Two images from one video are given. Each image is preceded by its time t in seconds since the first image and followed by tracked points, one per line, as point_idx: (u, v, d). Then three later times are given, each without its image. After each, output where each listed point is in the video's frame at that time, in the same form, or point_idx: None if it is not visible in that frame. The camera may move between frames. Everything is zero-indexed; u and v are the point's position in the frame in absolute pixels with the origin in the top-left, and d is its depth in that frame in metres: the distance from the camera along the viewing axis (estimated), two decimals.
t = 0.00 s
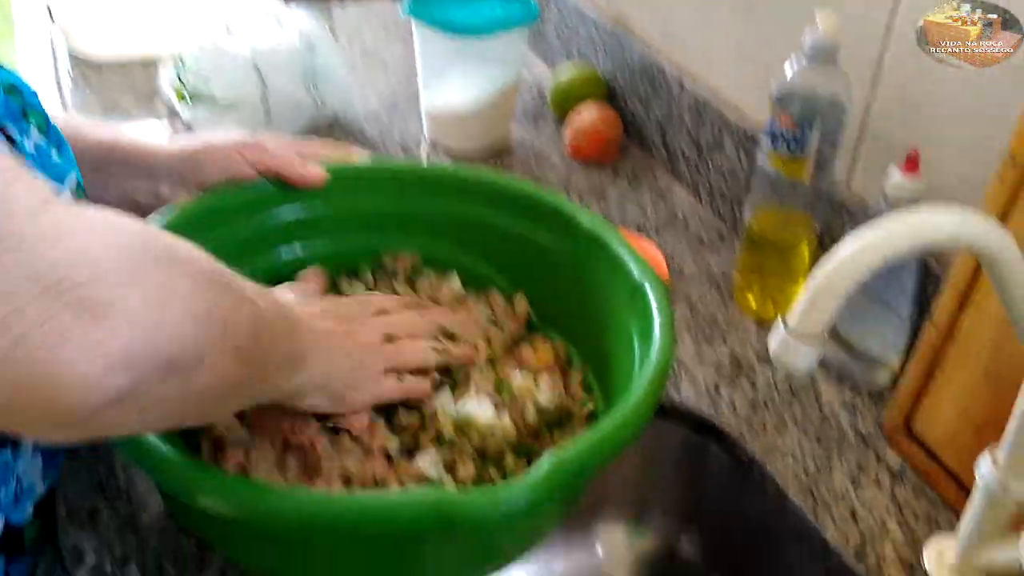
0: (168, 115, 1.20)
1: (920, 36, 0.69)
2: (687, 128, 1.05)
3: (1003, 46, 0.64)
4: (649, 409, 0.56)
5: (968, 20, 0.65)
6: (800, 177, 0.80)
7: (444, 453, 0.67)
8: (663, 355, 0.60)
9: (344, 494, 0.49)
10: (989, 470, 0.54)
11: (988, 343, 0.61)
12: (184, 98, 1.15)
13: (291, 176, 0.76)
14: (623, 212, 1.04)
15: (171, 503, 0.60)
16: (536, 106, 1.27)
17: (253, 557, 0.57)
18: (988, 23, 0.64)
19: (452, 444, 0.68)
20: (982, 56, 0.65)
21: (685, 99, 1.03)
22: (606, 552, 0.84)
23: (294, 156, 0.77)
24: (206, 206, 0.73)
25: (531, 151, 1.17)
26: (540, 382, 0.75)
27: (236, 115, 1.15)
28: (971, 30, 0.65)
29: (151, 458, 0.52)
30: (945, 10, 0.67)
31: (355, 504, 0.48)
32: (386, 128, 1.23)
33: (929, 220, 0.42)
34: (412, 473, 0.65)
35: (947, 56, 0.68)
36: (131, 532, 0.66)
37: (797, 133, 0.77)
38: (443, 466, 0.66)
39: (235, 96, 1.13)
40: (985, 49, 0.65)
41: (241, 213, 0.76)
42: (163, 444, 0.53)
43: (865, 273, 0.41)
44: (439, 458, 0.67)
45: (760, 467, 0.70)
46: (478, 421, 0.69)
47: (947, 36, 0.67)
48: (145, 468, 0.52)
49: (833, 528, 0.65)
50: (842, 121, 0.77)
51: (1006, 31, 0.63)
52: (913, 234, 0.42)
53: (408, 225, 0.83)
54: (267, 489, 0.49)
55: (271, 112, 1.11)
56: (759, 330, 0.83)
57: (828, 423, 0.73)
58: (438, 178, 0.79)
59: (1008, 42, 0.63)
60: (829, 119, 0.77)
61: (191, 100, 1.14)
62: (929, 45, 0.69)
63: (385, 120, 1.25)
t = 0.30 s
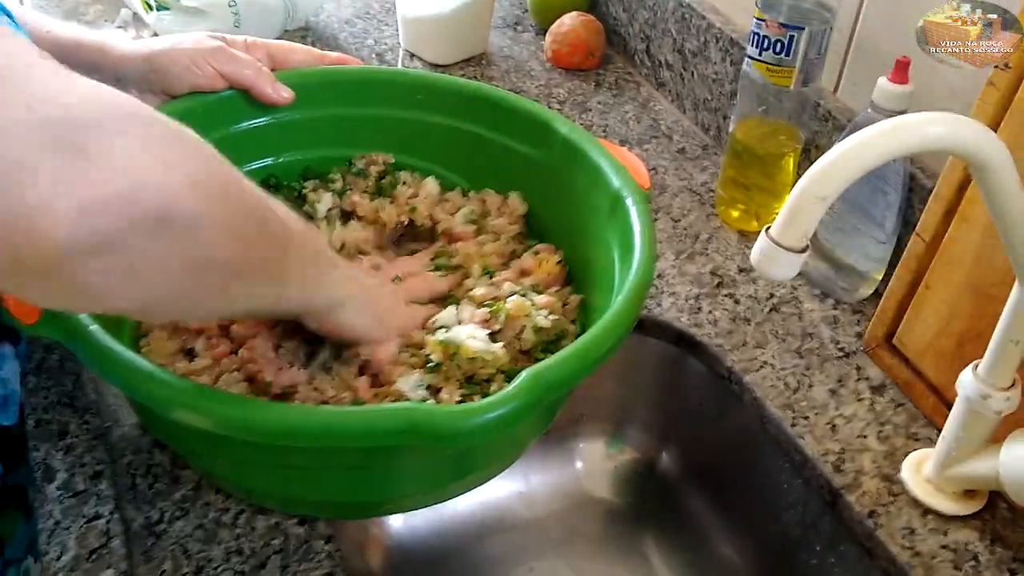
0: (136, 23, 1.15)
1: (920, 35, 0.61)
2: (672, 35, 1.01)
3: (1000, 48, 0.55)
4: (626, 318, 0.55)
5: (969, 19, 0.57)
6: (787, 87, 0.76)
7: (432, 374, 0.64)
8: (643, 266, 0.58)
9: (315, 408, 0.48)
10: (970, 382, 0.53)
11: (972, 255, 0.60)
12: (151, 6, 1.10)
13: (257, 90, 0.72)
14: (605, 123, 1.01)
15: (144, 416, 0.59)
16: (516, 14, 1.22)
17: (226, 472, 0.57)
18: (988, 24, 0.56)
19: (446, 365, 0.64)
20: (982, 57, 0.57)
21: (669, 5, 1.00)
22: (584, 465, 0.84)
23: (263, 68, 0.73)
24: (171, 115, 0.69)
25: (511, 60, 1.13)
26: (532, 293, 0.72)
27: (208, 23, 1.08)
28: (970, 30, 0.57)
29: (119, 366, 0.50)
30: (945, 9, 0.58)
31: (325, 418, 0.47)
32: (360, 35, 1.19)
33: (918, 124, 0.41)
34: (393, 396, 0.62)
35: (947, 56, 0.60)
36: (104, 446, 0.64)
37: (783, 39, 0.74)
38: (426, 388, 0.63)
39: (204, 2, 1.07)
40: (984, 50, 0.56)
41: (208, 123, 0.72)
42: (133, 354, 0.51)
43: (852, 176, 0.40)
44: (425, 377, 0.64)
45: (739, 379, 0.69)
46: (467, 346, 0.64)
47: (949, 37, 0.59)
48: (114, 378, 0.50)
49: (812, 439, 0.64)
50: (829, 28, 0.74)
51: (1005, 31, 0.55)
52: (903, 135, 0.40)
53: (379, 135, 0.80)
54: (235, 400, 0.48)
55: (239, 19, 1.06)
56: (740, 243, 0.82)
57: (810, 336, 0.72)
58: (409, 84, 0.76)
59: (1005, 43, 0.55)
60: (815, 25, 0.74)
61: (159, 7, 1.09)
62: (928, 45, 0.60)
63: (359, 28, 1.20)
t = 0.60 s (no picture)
0: (102, 29, 1.14)
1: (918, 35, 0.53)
2: (641, 37, 1.01)
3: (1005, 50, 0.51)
4: (595, 322, 0.54)
5: (970, 19, 0.51)
6: (755, 88, 0.77)
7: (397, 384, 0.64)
8: (612, 271, 0.58)
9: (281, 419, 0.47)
10: (938, 383, 0.53)
11: (938, 255, 0.60)
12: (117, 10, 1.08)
13: (227, 96, 0.72)
14: (576, 125, 1.01)
15: (111, 429, 0.58)
16: (486, 16, 1.22)
17: (193, 484, 0.56)
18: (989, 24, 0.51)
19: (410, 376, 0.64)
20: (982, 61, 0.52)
21: (639, 7, 1.00)
22: (558, 469, 0.84)
23: (229, 73, 0.72)
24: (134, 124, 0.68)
25: (482, 63, 1.13)
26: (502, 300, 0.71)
27: (173, 30, 1.07)
28: (970, 31, 0.52)
29: (82, 379, 0.49)
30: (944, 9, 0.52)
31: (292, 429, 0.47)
32: (330, 40, 1.18)
33: (883, 128, 0.41)
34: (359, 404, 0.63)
35: (948, 59, 0.53)
36: (71, 459, 0.61)
37: (750, 41, 0.74)
38: (392, 397, 0.63)
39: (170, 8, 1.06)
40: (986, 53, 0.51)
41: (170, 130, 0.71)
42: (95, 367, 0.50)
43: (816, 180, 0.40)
44: (390, 387, 0.64)
45: (710, 381, 0.69)
46: (433, 354, 0.64)
47: (948, 38, 0.52)
48: (77, 391, 0.49)
49: (783, 439, 0.64)
50: (796, 29, 0.74)
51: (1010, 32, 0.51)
52: (866, 139, 0.40)
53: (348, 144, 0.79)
54: (200, 412, 0.47)
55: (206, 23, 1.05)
56: (711, 244, 0.82)
57: (780, 337, 0.72)
58: (377, 91, 0.76)
59: (1011, 43, 0.51)
60: (783, 26, 0.74)
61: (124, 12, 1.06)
62: (927, 47, 0.53)
63: (329, 32, 1.19)
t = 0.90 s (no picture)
0: (74, 27, 1.12)
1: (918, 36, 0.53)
2: (618, 33, 1.01)
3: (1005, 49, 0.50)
4: (571, 322, 0.54)
5: (970, 19, 0.51)
6: (731, 84, 0.76)
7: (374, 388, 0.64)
8: (589, 272, 0.58)
9: (257, 427, 0.47)
10: (915, 379, 0.54)
11: (915, 251, 0.60)
12: (88, 8, 1.05)
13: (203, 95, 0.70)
14: (554, 121, 1.01)
15: (85, 437, 0.56)
16: (463, 11, 1.21)
17: (169, 492, 0.55)
18: (989, 25, 0.50)
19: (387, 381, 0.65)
20: (981, 59, 0.51)
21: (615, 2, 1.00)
22: (540, 467, 0.83)
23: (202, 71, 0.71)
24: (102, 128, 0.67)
25: (459, 59, 1.12)
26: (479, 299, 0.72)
27: (146, 28, 1.05)
28: (970, 31, 0.51)
29: (53, 391, 0.48)
30: (944, 9, 0.53)
31: (268, 437, 0.46)
32: (306, 36, 1.17)
33: (858, 127, 0.41)
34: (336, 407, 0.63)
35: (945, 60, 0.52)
36: (45, 468, 0.60)
37: (727, 37, 0.73)
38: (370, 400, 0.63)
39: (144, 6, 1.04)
40: (985, 54, 0.51)
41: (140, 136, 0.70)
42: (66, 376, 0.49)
43: (791, 179, 0.40)
44: (369, 391, 0.64)
45: (690, 378, 0.69)
46: (411, 357, 0.65)
47: (948, 37, 0.52)
48: (49, 401, 0.48)
49: (763, 436, 0.64)
50: (772, 24, 0.74)
51: (1009, 32, 0.50)
52: (842, 138, 0.40)
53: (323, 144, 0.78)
54: (174, 421, 0.46)
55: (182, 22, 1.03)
56: (690, 240, 0.82)
57: (759, 333, 0.72)
58: (349, 91, 0.75)
59: (1011, 43, 0.50)
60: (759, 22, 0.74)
61: (96, 11, 1.04)
62: (926, 46, 0.53)
63: (305, 28, 1.18)
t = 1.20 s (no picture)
0: (52, 23, 1.11)
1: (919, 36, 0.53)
2: (604, 30, 1.00)
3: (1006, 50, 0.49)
4: (557, 328, 0.53)
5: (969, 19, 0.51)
6: (718, 85, 0.76)
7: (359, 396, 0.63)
8: (575, 278, 0.57)
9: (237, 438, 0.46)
10: (904, 384, 0.53)
11: (903, 255, 0.60)
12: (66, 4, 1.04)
13: (183, 95, 0.69)
14: (539, 120, 1.00)
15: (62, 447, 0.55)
16: (447, 8, 1.20)
17: (149, 502, 0.54)
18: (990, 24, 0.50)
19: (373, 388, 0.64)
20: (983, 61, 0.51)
21: None
22: (525, 470, 0.83)
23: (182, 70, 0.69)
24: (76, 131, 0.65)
25: (443, 56, 1.11)
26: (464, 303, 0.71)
27: (126, 23, 1.03)
28: (970, 31, 0.50)
29: (28, 402, 0.47)
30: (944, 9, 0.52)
31: (246, 451, 0.45)
32: (288, 32, 1.15)
33: (848, 135, 0.40)
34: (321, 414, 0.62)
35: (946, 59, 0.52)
36: (21, 477, 0.59)
37: (713, 37, 0.73)
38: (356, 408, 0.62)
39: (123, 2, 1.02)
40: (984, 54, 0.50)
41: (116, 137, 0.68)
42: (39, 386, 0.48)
43: (781, 188, 0.39)
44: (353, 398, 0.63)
45: (677, 381, 0.69)
46: (395, 362, 0.64)
47: (948, 37, 0.52)
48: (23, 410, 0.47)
49: (750, 440, 0.64)
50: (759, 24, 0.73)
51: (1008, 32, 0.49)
52: (832, 146, 0.40)
53: (305, 142, 0.77)
54: (152, 433, 0.45)
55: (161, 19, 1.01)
56: (676, 241, 0.81)
57: (746, 335, 0.72)
58: (331, 90, 0.74)
59: (1011, 43, 0.49)
60: (747, 22, 0.73)
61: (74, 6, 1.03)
62: (927, 48, 0.53)
63: (287, 25, 1.17)
